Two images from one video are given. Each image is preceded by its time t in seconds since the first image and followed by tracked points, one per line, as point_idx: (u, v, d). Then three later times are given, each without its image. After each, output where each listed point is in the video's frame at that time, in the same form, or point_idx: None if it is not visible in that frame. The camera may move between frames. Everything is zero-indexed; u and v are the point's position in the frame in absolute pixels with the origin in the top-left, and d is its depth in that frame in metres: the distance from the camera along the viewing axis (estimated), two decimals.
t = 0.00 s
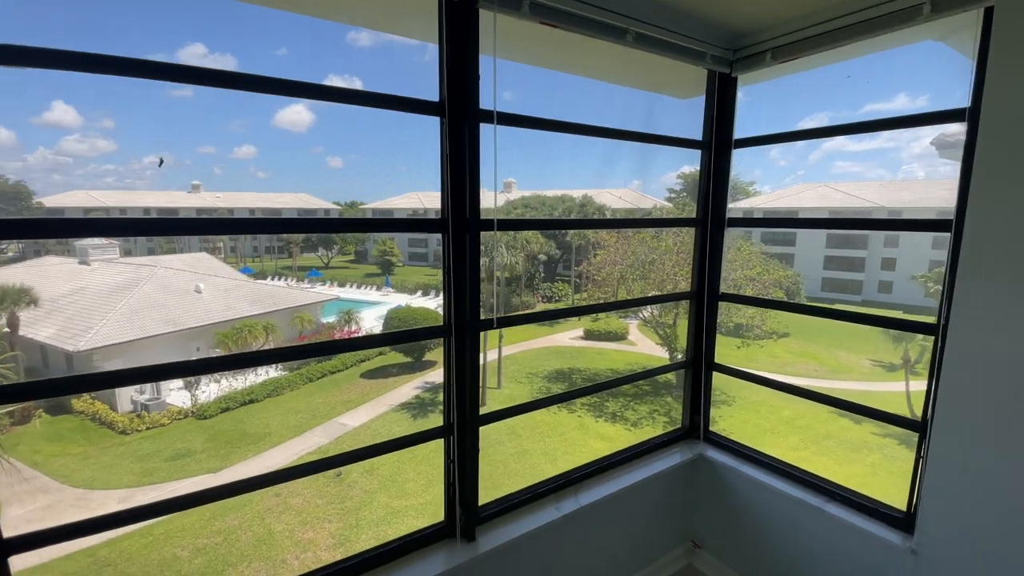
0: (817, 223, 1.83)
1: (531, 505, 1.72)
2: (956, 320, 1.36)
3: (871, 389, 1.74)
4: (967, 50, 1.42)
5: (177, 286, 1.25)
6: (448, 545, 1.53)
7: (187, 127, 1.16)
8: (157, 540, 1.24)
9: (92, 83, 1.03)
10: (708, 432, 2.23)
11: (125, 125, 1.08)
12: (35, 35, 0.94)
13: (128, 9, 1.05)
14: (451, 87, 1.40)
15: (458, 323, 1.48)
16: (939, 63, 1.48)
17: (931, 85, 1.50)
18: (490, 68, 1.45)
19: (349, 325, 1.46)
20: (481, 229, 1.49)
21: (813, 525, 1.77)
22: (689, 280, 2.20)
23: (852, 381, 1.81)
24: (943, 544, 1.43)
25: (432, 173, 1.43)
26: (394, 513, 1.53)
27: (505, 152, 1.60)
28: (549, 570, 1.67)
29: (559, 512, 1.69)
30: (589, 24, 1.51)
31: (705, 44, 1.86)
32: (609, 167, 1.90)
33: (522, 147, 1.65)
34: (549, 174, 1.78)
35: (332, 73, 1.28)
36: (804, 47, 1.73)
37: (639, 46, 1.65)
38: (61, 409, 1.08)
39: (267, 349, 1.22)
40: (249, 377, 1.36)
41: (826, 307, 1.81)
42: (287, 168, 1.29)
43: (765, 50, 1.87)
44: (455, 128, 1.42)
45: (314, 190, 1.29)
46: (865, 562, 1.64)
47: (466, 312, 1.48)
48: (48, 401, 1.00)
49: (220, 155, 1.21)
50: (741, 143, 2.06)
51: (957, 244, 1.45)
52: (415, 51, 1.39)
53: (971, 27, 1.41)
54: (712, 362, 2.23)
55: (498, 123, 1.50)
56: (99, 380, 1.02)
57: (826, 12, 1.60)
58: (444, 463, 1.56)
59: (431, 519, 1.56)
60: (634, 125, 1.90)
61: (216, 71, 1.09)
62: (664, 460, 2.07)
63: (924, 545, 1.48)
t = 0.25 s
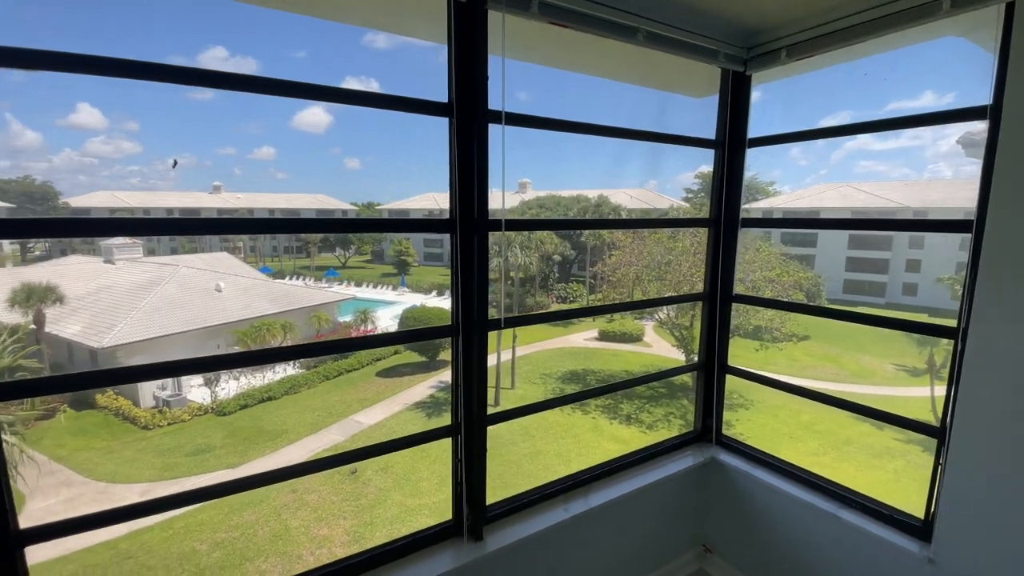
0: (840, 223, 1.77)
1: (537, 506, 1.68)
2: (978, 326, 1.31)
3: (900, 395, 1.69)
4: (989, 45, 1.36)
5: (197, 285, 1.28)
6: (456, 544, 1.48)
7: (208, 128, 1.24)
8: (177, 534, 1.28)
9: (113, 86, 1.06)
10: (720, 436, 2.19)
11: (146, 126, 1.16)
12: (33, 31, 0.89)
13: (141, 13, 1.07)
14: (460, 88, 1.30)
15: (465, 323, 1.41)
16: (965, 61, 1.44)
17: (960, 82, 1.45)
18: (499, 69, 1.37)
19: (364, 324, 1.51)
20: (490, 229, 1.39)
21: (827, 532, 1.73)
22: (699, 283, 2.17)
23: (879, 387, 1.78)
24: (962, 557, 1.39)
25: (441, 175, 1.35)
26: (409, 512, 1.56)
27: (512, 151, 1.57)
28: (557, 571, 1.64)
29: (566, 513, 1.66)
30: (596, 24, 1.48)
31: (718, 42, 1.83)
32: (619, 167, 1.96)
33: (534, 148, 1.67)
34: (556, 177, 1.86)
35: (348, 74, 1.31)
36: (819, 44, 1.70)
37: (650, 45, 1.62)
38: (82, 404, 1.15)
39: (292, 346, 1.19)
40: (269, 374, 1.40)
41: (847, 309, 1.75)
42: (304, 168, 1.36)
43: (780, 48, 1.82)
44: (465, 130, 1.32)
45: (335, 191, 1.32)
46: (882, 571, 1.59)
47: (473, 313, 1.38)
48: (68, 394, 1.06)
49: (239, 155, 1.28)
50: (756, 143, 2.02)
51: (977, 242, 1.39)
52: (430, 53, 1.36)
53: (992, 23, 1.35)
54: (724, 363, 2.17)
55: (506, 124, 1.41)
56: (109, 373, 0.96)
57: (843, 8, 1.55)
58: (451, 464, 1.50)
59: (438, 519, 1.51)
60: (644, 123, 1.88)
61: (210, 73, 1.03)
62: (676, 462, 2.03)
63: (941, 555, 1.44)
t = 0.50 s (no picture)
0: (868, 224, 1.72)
1: (549, 507, 1.68)
2: (1005, 331, 1.27)
3: (925, 400, 1.62)
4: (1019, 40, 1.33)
5: (221, 283, 1.33)
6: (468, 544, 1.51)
7: (234, 132, 1.23)
8: (201, 527, 1.31)
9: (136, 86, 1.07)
10: (738, 440, 2.15)
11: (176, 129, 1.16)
12: (71, 49, 0.95)
13: (165, 17, 1.08)
14: (474, 90, 1.34)
15: (477, 323, 1.44)
16: (996, 55, 1.39)
17: (996, 78, 1.39)
18: (512, 68, 1.39)
19: (384, 325, 1.53)
20: (502, 229, 1.43)
21: (847, 541, 1.69)
22: (716, 285, 2.15)
23: (906, 392, 1.71)
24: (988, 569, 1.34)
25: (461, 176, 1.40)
26: (425, 510, 1.57)
27: (524, 152, 1.56)
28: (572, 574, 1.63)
29: (579, 515, 1.65)
30: (609, 23, 1.47)
31: (736, 40, 1.80)
32: (635, 168, 1.96)
33: (551, 147, 1.66)
34: (579, 176, 1.82)
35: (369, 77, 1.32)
36: (841, 40, 1.65)
37: (666, 43, 1.61)
38: (113, 399, 1.20)
39: (313, 343, 1.23)
40: (291, 371, 1.45)
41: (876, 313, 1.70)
42: (328, 170, 1.38)
43: (801, 45, 1.79)
44: (477, 129, 1.36)
45: (358, 192, 1.37)
46: None
47: (485, 313, 1.42)
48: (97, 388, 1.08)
49: (264, 157, 1.29)
50: (780, 141, 1.96)
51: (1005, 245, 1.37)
52: (447, 55, 1.37)
53: None
54: (742, 366, 2.14)
55: (520, 124, 1.43)
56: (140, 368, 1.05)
57: (866, 3, 1.51)
58: (463, 463, 1.54)
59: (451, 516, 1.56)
60: (660, 124, 1.87)
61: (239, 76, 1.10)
62: (693, 466, 2.00)
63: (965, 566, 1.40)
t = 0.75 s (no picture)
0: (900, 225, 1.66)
1: (567, 506, 1.68)
2: None
3: (959, 408, 1.58)
4: None
5: (247, 282, 1.34)
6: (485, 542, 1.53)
7: (260, 135, 1.22)
8: (226, 519, 1.34)
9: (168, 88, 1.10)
10: (760, 444, 2.13)
11: (204, 131, 1.16)
12: (110, 53, 1.01)
13: (196, 21, 1.11)
14: (492, 89, 1.40)
15: (494, 320, 1.47)
16: None
17: None
18: (529, 68, 1.44)
19: (405, 322, 1.48)
20: (519, 229, 1.47)
21: (872, 549, 1.64)
22: (740, 286, 2.10)
23: (933, 399, 1.67)
24: None
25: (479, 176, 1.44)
26: (444, 508, 1.58)
27: (540, 152, 1.57)
28: None
29: (595, 517, 1.64)
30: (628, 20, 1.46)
31: (759, 36, 1.76)
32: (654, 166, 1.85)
33: (573, 146, 1.65)
34: (603, 173, 1.77)
35: (393, 79, 1.35)
36: (867, 36, 1.61)
37: (687, 40, 1.58)
38: (143, 394, 1.20)
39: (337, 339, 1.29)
40: (315, 369, 1.45)
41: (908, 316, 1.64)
42: (350, 172, 1.37)
43: (827, 40, 1.74)
44: (495, 130, 1.42)
45: (381, 193, 1.38)
46: None
47: (501, 313, 1.47)
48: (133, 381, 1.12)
49: (289, 159, 1.28)
50: (801, 139, 1.94)
51: None
52: (470, 55, 1.39)
53: None
54: (765, 370, 2.11)
55: (536, 124, 1.48)
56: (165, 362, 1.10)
57: None
58: (480, 461, 1.57)
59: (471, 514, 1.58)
60: (685, 121, 1.84)
61: (267, 80, 1.15)
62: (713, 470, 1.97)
63: None
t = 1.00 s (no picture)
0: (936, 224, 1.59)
1: (587, 507, 1.67)
2: None
3: (999, 416, 1.52)
4: None
5: (276, 281, 1.39)
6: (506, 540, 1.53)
7: (289, 138, 1.26)
8: (253, 511, 1.37)
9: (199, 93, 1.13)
10: (785, 448, 2.07)
11: (235, 134, 1.20)
12: (143, 60, 1.05)
13: (227, 28, 1.15)
14: (514, 89, 1.40)
15: (513, 320, 1.48)
16: None
17: None
18: (551, 68, 1.44)
19: (427, 322, 1.49)
20: (539, 228, 1.47)
21: (903, 560, 1.58)
22: (766, 287, 2.05)
23: (977, 407, 1.60)
24: None
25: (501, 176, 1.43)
26: (464, 506, 1.58)
27: (561, 152, 1.56)
28: None
29: (614, 518, 1.62)
30: (650, 18, 1.44)
31: (786, 31, 1.71)
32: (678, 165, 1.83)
33: (596, 147, 1.65)
34: (627, 173, 1.75)
35: (416, 80, 1.36)
36: (898, 31, 1.55)
37: (710, 37, 1.55)
38: (176, 387, 1.27)
39: (362, 336, 1.31)
40: (340, 365, 1.47)
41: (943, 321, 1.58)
42: (373, 173, 1.39)
43: (857, 34, 1.68)
44: (516, 130, 1.42)
45: (403, 193, 1.40)
46: None
47: (521, 312, 1.48)
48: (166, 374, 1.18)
49: (315, 160, 1.31)
50: (831, 136, 1.88)
51: None
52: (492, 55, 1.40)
53: None
54: (792, 374, 2.06)
55: (557, 123, 1.48)
56: (195, 357, 1.14)
57: None
58: (498, 460, 1.57)
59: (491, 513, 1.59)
60: (710, 119, 1.80)
61: (292, 83, 1.18)
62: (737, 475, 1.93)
63: None
